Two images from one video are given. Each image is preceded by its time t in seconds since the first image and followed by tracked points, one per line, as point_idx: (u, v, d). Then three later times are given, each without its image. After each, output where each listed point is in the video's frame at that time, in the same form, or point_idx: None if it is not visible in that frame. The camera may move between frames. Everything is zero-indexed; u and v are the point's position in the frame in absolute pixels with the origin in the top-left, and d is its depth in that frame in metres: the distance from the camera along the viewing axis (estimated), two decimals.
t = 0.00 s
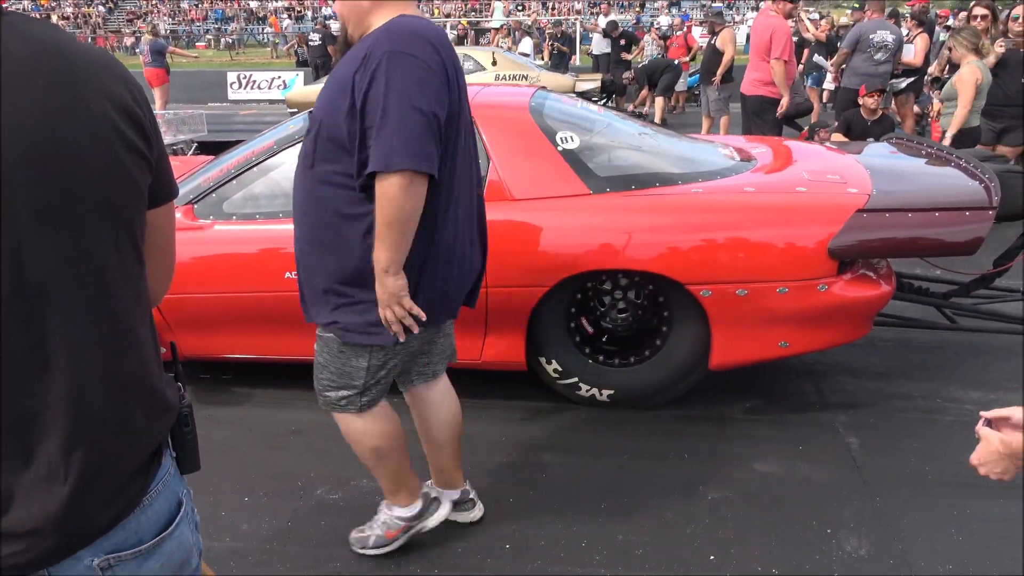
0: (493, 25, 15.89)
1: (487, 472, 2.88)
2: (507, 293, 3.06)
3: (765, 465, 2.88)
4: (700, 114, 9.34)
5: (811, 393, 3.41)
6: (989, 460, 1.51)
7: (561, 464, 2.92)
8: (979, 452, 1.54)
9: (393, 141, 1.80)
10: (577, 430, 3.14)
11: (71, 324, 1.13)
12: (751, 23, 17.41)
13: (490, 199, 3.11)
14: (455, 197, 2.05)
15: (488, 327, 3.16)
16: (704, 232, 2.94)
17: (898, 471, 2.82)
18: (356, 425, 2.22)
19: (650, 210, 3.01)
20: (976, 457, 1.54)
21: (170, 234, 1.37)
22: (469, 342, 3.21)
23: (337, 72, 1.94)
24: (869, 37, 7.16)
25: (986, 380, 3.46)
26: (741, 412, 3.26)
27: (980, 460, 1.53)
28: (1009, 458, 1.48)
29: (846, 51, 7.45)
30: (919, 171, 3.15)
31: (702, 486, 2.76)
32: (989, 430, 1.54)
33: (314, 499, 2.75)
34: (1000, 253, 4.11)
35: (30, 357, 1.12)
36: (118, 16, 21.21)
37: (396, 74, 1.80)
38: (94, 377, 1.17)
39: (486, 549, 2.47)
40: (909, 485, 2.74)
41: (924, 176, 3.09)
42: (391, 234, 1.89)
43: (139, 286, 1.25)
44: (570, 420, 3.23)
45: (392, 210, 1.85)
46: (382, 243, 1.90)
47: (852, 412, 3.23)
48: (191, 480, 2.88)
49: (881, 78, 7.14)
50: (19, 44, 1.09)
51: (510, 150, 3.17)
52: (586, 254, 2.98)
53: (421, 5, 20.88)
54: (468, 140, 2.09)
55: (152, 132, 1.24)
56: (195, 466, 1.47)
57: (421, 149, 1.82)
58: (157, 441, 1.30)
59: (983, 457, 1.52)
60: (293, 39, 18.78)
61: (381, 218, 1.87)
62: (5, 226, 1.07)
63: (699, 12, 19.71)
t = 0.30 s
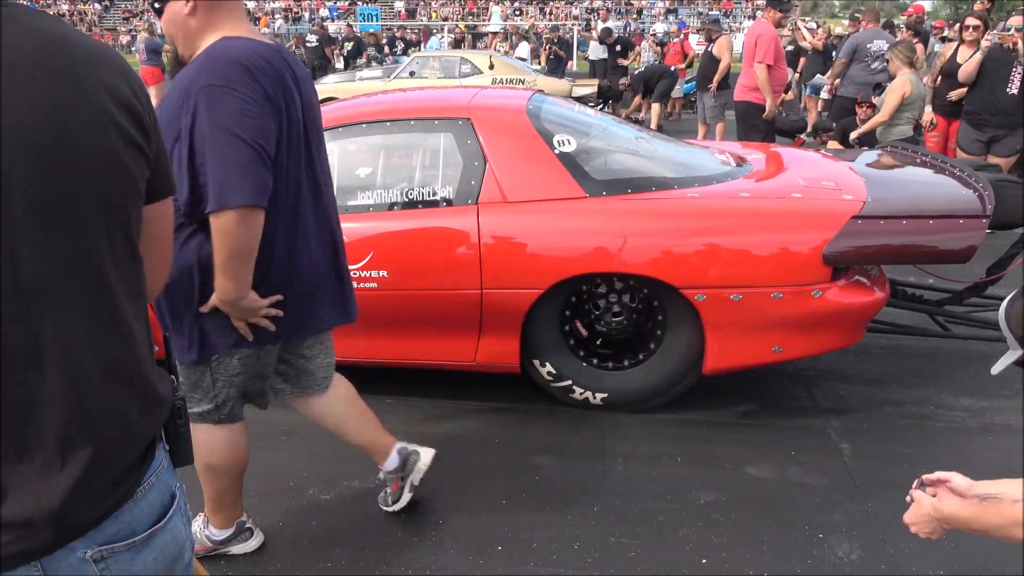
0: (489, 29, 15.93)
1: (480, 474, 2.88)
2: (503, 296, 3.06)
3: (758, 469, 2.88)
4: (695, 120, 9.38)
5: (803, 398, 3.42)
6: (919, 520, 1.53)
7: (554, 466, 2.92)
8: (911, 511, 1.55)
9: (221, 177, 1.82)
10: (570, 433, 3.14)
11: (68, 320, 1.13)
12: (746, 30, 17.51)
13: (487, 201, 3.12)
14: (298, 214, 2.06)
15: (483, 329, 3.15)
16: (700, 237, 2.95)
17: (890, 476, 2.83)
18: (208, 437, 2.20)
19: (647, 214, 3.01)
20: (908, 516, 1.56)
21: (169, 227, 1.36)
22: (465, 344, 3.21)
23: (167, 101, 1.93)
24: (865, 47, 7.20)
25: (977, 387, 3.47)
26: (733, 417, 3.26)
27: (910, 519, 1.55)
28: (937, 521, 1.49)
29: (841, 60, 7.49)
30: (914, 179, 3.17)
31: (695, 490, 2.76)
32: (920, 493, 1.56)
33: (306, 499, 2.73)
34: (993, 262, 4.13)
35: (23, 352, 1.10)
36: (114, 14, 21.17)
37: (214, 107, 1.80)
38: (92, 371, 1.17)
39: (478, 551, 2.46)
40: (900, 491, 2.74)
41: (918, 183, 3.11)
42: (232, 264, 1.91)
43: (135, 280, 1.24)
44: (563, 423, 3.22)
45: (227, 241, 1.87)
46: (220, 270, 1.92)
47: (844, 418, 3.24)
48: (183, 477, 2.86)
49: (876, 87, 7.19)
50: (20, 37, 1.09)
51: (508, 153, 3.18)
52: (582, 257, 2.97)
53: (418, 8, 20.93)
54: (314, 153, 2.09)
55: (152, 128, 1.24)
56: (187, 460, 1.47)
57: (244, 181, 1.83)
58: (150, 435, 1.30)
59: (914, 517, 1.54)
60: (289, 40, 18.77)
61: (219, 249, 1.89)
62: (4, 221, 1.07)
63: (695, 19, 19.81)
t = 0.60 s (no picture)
0: (479, 30, 15.93)
1: (474, 472, 2.88)
2: (495, 294, 3.06)
3: (751, 462, 2.89)
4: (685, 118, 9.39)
5: (796, 391, 3.43)
6: (889, 531, 1.70)
7: (548, 464, 2.92)
8: (882, 522, 1.72)
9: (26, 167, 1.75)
10: (564, 430, 3.15)
11: (59, 319, 1.14)
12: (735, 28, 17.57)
13: (477, 200, 3.13)
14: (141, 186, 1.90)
15: (476, 328, 3.16)
16: (690, 232, 2.96)
17: (883, 467, 2.85)
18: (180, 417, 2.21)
19: (636, 210, 3.02)
20: (878, 526, 1.72)
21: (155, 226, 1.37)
22: (458, 343, 3.22)
23: None
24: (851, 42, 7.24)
25: (968, 378, 3.49)
26: (726, 411, 3.27)
27: (881, 530, 1.71)
28: (906, 535, 1.66)
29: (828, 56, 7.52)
30: (902, 172, 3.18)
31: (689, 484, 2.77)
32: (889, 506, 1.74)
33: (300, 501, 2.73)
34: (981, 253, 4.15)
35: (14, 347, 1.12)
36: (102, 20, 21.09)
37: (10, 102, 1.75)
38: (84, 370, 1.17)
39: (474, 549, 2.47)
40: (892, 482, 2.76)
41: (906, 176, 3.13)
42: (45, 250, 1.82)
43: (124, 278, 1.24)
44: (556, 420, 3.23)
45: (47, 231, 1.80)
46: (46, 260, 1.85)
47: (836, 410, 3.26)
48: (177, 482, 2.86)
49: (863, 82, 7.23)
50: (4, 37, 1.10)
51: (498, 152, 3.19)
52: (573, 255, 2.98)
53: (407, 9, 20.92)
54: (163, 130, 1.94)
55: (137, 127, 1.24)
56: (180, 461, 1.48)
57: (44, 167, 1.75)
58: (142, 436, 1.30)
59: (885, 528, 1.70)
60: (278, 44, 18.73)
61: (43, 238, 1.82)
62: None
63: (683, 17, 19.86)
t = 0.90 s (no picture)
0: (474, 38, 15.98)
1: (465, 477, 2.87)
2: (489, 299, 3.06)
3: (743, 469, 2.89)
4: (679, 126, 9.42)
5: (787, 398, 3.43)
6: (887, 522, 1.72)
7: (539, 469, 2.91)
8: (880, 513, 1.74)
9: None
10: (556, 436, 3.14)
11: (47, 316, 1.13)
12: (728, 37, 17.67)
13: (471, 205, 3.13)
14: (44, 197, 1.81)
15: (470, 333, 3.15)
16: (683, 238, 2.97)
17: (875, 473, 2.85)
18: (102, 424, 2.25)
19: (630, 215, 3.03)
20: (876, 516, 1.74)
21: (144, 224, 1.37)
22: (451, 349, 3.21)
23: None
24: (844, 52, 7.28)
25: (959, 385, 3.50)
26: (718, 418, 3.27)
27: (879, 520, 1.73)
28: (907, 527, 1.68)
29: (820, 65, 7.56)
30: (896, 180, 3.20)
31: (681, 490, 2.77)
32: (888, 498, 1.75)
33: (290, 506, 2.71)
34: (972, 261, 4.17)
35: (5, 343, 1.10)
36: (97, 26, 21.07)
37: None
38: (72, 367, 1.16)
39: (465, 554, 2.46)
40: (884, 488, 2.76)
41: (901, 184, 3.14)
42: None
43: (112, 276, 1.23)
44: (548, 426, 3.22)
45: None
46: None
47: (828, 417, 3.26)
48: (167, 487, 2.84)
49: (856, 91, 7.28)
50: None
51: (492, 157, 3.19)
52: (567, 260, 2.98)
53: (403, 17, 20.98)
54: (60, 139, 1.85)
55: (128, 125, 1.24)
56: (165, 460, 1.47)
57: None
58: (129, 435, 1.29)
59: (884, 518, 1.72)
60: (274, 50, 18.74)
61: None
62: None
63: (677, 26, 19.97)
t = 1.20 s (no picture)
0: (467, 41, 15.99)
1: (465, 479, 2.87)
2: (487, 301, 3.06)
3: (743, 465, 2.89)
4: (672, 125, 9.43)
5: (786, 394, 3.43)
6: (893, 504, 1.71)
7: (540, 470, 2.91)
8: (886, 493, 1.73)
9: None
10: (555, 437, 3.13)
11: (42, 322, 1.13)
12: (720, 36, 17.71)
13: (468, 207, 3.12)
14: None
15: (468, 336, 3.15)
16: (680, 236, 2.97)
17: (875, 467, 2.85)
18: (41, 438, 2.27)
19: (627, 214, 3.02)
20: (881, 496, 1.74)
21: (140, 230, 1.36)
22: (450, 351, 3.21)
23: None
24: (836, 47, 7.30)
25: (958, 378, 3.50)
26: (718, 415, 3.27)
27: (885, 501, 1.73)
28: (913, 509, 1.69)
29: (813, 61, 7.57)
30: (892, 174, 3.20)
31: (682, 487, 2.76)
32: (895, 481, 1.75)
33: (291, 511, 2.71)
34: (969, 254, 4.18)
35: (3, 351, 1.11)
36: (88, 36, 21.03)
37: None
38: (69, 372, 1.16)
39: (467, 556, 2.45)
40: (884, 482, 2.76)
41: (896, 178, 3.15)
42: None
43: (107, 283, 1.23)
44: (547, 427, 3.22)
45: None
46: None
47: (827, 412, 3.26)
48: (165, 496, 2.82)
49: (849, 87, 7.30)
50: None
51: (488, 159, 3.19)
52: (565, 260, 2.98)
53: (395, 22, 20.99)
54: None
55: (122, 132, 1.23)
56: (163, 468, 1.46)
57: None
58: (126, 443, 1.28)
59: (890, 499, 1.72)
60: (266, 57, 18.72)
61: None
62: None
63: (669, 26, 20.00)
